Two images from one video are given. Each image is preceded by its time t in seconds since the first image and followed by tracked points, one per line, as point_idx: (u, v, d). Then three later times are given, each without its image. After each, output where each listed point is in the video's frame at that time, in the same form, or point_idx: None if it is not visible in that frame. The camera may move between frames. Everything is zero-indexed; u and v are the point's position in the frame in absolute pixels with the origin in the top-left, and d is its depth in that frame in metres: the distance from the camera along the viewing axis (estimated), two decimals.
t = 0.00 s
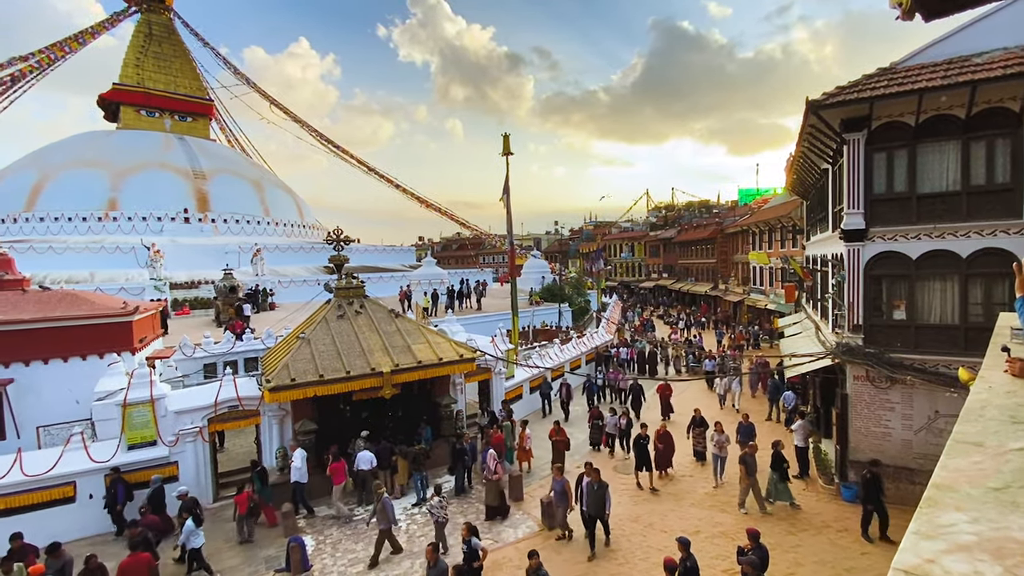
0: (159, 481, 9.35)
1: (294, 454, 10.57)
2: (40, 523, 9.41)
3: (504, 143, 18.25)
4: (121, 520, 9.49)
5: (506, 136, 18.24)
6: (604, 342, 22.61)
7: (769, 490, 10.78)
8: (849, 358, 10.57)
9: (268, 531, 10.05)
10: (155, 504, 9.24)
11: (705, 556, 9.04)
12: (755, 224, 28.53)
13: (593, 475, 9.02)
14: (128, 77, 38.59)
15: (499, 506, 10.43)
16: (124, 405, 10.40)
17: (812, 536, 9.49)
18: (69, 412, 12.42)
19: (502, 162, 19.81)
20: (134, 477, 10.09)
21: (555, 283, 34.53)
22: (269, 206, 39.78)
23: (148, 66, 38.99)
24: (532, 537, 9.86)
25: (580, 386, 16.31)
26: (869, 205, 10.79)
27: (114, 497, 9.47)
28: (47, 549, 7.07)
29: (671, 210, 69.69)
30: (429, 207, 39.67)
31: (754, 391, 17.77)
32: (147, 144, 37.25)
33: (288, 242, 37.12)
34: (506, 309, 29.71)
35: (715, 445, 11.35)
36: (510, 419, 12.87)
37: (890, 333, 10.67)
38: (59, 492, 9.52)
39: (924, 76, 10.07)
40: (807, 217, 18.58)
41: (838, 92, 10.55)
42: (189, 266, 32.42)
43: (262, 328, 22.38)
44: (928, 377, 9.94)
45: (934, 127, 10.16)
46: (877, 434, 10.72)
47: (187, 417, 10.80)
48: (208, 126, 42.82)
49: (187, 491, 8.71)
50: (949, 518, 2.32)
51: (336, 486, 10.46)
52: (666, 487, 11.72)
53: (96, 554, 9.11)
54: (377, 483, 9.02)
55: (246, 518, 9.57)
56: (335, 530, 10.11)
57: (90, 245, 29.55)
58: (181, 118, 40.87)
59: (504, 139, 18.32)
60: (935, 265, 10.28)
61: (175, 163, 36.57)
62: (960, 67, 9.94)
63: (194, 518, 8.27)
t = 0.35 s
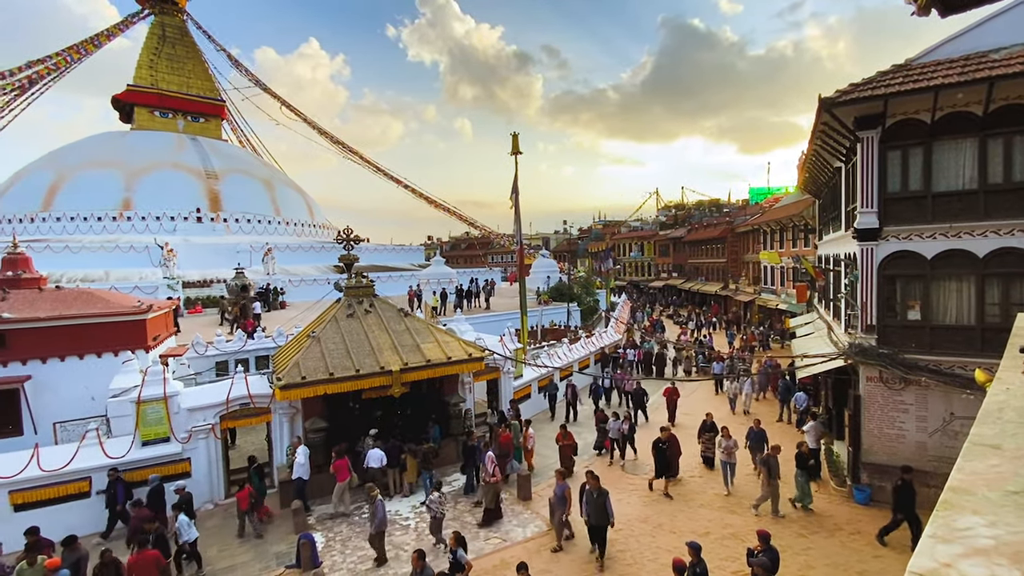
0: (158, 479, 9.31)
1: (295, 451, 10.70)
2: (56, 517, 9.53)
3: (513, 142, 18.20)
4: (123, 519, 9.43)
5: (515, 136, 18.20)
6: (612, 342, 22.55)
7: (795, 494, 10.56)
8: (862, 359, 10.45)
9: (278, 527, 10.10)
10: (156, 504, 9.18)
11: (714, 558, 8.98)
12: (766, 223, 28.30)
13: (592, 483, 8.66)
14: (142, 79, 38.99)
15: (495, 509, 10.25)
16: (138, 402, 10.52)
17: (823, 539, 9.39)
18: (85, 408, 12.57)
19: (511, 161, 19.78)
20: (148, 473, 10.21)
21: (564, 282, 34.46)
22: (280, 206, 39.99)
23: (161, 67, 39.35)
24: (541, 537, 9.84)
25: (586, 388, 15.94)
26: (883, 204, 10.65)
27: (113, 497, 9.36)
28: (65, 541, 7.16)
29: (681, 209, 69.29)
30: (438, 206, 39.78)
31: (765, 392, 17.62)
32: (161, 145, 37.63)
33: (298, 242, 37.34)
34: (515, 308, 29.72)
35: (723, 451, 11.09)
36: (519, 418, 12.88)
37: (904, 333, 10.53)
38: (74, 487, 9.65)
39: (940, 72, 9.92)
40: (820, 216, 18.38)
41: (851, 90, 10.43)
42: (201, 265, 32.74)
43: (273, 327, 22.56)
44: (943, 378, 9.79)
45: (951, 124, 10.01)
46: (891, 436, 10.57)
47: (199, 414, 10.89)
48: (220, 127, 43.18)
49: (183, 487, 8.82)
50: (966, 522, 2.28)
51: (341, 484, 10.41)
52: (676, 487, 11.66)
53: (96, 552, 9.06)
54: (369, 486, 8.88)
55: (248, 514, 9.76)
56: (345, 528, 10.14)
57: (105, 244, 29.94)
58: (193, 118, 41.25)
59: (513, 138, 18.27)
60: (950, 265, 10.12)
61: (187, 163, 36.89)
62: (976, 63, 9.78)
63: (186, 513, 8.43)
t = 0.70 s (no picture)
0: (153, 478, 9.33)
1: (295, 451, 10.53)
2: (71, 512, 9.66)
3: (522, 141, 18.14)
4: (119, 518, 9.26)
5: (524, 135, 18.16)
6: (622, 342, 22.47)
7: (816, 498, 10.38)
8: (875, 360, 10.32)
9: (288, 524, 10.16)
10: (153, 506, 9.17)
11: (724, 559, 8.92)
12: (778, 222, 28.05)
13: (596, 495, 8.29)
14: (155, 80, 39.38)
15: (491, 510, 10.06)
16: (152, 399, 10.66)
17: (835, 541, 9.28)
18: (100, 405, 12.70)
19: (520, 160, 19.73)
20: (160, 469, 10.36)
21: (573, 282, 34.39)
22: (291, 206, 40.21)
23: (174, 69, 39.71)
24: (550, 536, 9.82)
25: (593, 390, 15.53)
26: (897, 203, 10.50)
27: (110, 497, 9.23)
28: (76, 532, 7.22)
29: (691, 209, 68.87)
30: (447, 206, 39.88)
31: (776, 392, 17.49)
32: (174, 145, 37.99)
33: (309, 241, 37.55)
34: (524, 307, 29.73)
35: (732, 456, 10.83)
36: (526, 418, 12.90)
37: (919, 334, 10.37)
38: (90, 482, 9.77)
39: (956, 69, 9.76)
40: (833, 214, 18.18)
41: (865, 87, 10.28)
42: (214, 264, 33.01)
43: (283, 325, 22.72)
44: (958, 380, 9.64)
45: (967, 122, 9.85)
46: (904, 438, 10.43)
47: (211, 411, 11.00)
48: (232, 127, 43.52)
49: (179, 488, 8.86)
50: (984, 525, 2.24)
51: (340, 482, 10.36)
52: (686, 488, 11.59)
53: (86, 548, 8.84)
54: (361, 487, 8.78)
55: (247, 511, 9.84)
56: (354, 525, 10.16)
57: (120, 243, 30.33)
58: (206, 119, 41.60)
59: (522, 137, 18.21)
60: (967, 265, 9.95)
61: (200, 163, 37.20)
62: (995, 60, 9.60)
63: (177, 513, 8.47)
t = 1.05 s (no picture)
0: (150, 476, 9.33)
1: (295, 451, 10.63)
2: (87, 506, 9.79)
3: (532, 141, 18.07)
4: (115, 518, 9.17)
5: (534, 134, 18.11)
6: (631, 342, 22.39)
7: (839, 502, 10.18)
8: (889, 361, 10.18)
9: (298, 521, 10.20)
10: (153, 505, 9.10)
11: (734, 561, 8.84)
12: (789, 221, 27.79)
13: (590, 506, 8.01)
14: (169, 81, 39.78)
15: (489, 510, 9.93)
16: (166, 396, 10.78)
17: (848, 544, 9.17)
18: (115, 401, 12.85)
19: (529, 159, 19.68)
20: (174, 465, 10.46)
21: (582, 281, 34.30)
22: (301, 206, 40.45)
23: (187, 70, 40.08)
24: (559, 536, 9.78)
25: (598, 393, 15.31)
26: (913, 202, 10.35)
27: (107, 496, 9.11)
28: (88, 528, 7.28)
29: (701, 208, 68.42)
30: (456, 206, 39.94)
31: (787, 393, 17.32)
32: (187, 145, 38.34)
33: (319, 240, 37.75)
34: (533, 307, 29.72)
35: (741, 461, 10.59)
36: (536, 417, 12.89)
37: (934, 335, 10.22)
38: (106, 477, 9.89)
39: (974, 65, 9.60)
40: (846, 213, 17.96)
41: (880, 84, 10.13)
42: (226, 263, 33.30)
43: (293, 323, 22.87)
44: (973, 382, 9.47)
45: (985, 119, 9.68)
46: (919, 441, 10.29)
47: (223, 409, 11.09)
48: (244, 128, 43.85)
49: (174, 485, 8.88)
50: (1002, 529, 2.18)
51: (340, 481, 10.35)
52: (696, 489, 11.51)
53: (83, 550, 8.66)
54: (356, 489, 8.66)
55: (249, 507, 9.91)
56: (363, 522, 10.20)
57: (134, 242, 30.70)
58: (218, 119, 41.95)
59: (532, 136, 18.14)
60: (983, 264, 9.79)
61: (212, 163, 37.51)
62: (1013, 56, 9.43)
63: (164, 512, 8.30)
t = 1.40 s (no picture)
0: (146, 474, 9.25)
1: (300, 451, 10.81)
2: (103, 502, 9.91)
3: (541, 140, 18.01)
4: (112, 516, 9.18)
5: (543, 133, 18.06)
6: (640, 341, 22.31)
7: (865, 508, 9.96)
8: (903, 362, 10.04)
9: (308, 518, 10.25)
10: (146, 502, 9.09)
11: (744, 562, 8.76)
12: (801, 220, 27.50)
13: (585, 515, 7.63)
14: (182, 82, 40.16)
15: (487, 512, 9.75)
16: (179, 393, 10.86)
17: (860, 547, 9.05)
18: (129, 398, 12.98)
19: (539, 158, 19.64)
20: (187, 461, 10.55)
21: (591, 280, 34.16)
22: (312, 205, 40.67)
23: (200, 71, 40.43)
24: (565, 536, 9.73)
25: (603, 394, 15.12)
26: (928, 201, 10.20)
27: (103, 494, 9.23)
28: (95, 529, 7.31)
29: (711, 207, 67.95)
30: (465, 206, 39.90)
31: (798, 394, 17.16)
32: (200, 145, 38.71)
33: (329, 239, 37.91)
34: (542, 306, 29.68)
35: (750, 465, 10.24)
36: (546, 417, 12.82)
37: (951, 335, 10.06)
38: (121, 473, 10.00)
39: (990, 62, 9.43)
40: (859, 212, 17.74)
41: (895, 81, 9.99)
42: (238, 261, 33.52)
43: (304, 322, 23.03)
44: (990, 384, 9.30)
45: (1002, 116, 9.51)
46: (934, 443, 10.13)
47: (235, 406, 11.15)
48: (255, 128, 44.17)
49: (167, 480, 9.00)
50: None
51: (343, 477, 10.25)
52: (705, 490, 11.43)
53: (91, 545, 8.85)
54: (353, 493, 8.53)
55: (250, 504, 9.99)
56: (373, 520, 10.24)
57: (148, 241, 31.04)
58: (230, 120, 42.30)
59: (541, 135, 18.09)
60: (1001, 264, 9.63)
61: (224, 164, 37.82)
62: None
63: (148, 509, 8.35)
